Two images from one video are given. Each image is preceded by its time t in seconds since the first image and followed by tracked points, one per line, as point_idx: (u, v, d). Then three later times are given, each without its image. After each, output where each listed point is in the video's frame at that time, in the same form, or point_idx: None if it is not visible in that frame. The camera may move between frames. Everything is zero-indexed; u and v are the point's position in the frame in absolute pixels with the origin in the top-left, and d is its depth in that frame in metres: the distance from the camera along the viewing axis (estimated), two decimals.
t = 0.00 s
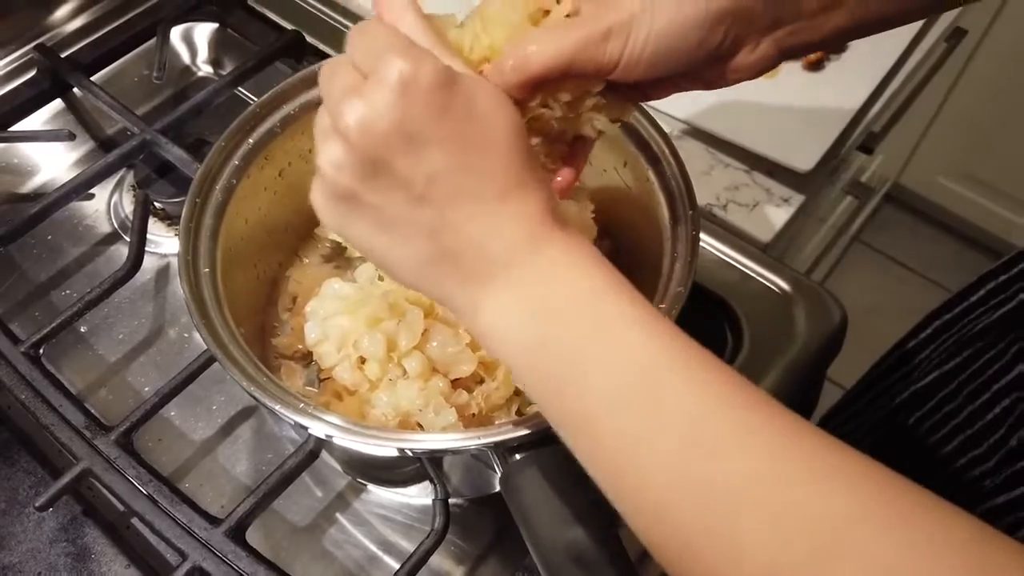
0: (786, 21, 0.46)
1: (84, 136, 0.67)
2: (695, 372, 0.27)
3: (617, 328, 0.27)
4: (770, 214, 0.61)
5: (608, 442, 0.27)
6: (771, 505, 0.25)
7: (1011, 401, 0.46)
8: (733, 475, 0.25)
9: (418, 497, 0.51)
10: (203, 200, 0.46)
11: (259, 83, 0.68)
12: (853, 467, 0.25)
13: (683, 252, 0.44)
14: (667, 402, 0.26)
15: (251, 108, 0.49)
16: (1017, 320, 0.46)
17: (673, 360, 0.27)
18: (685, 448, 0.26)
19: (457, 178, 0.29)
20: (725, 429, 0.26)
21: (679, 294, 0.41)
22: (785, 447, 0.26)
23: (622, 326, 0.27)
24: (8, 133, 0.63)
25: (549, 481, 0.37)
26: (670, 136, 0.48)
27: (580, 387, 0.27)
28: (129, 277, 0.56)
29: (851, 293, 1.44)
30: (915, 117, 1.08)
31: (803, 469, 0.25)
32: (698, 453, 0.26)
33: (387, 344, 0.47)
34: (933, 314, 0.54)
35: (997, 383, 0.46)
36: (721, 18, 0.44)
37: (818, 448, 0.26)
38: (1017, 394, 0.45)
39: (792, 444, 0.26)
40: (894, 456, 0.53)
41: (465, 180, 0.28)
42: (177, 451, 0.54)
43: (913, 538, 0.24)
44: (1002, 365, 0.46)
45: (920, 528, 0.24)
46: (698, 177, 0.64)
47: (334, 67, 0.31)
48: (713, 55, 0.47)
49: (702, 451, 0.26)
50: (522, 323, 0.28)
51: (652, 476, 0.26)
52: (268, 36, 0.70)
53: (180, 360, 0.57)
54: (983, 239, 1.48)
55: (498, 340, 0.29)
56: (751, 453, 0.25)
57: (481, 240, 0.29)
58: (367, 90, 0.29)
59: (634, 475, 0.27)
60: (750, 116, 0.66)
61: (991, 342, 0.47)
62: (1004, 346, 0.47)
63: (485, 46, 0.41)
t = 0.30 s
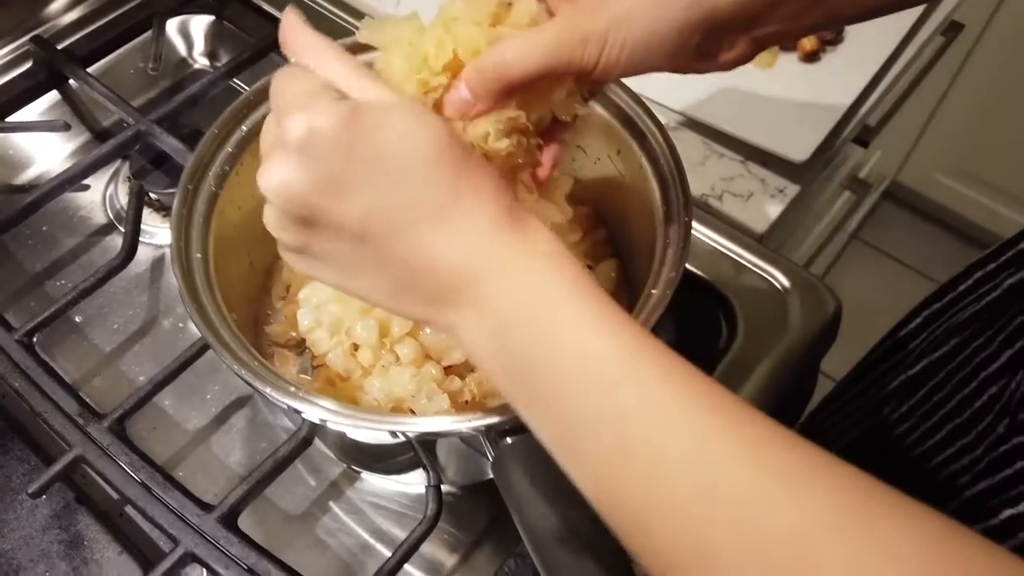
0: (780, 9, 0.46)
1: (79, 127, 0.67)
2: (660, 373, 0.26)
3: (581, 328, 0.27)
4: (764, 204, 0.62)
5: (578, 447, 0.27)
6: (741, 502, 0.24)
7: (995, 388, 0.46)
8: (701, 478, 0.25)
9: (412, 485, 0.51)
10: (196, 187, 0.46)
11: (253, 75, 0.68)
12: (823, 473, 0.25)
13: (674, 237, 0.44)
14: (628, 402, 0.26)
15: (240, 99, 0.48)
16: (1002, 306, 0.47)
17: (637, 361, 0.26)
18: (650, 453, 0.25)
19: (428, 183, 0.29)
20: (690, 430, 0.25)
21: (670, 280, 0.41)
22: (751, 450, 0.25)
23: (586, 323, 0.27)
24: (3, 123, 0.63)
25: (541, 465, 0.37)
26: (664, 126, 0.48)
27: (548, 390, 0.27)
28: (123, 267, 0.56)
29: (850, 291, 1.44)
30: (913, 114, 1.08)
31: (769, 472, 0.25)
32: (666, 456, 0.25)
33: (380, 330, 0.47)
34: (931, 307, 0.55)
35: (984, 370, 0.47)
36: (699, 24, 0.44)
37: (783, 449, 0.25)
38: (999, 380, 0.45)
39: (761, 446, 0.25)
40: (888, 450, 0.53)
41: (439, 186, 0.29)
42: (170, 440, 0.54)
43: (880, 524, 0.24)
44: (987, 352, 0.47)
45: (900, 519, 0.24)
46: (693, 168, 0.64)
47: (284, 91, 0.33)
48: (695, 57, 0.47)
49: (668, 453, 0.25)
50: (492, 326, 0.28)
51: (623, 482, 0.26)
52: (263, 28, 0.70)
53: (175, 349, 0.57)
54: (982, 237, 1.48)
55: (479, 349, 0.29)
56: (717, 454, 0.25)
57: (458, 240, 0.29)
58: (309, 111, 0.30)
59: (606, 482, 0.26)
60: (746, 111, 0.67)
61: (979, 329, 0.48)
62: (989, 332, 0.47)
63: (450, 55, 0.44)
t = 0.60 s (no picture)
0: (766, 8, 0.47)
1: (78, 125, 0.68)
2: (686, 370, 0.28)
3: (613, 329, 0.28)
4: (756, 202, 0.62)
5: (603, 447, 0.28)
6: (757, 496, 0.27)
7: (978, 380, 0.49)
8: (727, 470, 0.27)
9: (406, 478, 0.52)
10: (192, 182, 0.47)
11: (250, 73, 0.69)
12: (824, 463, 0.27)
13: (663, 232, 0.45)
14: (655, 397, 0.27)
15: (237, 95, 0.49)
16: (987, 301, 0.51)
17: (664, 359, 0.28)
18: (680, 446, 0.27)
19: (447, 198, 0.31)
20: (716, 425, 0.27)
21: (658, 273, 0.42)
22: (779, 444, 0.27)
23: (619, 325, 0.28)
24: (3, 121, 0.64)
25: (533, 456, 0.38)
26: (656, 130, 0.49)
27: (588, 392, 0.28)
28: (121, 263, 0.56)
29: (847, 289, 1.44)
30: (909, 113, 1.08)
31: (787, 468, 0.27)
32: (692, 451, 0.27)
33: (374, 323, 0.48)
34: (919, 305, 0.59)
35: (967, 362, 0.51)
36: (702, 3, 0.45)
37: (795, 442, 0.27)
38: (981, 373, 0.49)
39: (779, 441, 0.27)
40: (878, 440, 0.57)
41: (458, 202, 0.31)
42: (168, 435, 0.54)
43: (877, 507, 0.26)
44: (971, 345, 0.51)
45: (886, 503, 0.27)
46: (685, 165, 0.65)
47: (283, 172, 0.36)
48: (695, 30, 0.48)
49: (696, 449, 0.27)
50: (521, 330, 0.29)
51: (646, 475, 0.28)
52: (260, 28, 0.70)
53: (172, 344, 0.58)
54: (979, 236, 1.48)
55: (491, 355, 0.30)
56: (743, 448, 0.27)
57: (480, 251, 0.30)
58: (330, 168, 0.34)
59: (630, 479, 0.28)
60: (738, 110, 0.68)
61: (965, 323, 0.52)
62: (974, 326, 0.51)
63: None
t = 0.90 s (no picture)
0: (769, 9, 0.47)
1: (83, 125, 0.68)
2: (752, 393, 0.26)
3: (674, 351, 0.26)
4: (759, 201, 0.62)
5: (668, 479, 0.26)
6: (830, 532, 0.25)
7: (987, 374, 0.50)
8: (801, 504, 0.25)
9: (411, 476, 0.52)
10: (199, 181, 0.47)
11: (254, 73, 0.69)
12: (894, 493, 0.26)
13: (668, 232, 0.45)
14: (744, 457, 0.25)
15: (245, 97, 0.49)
16: (993, 296, 0.52)
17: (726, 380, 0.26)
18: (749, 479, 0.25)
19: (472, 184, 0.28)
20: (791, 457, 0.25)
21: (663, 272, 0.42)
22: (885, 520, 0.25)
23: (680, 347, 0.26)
24: (8, 120, 0.64)
25: (538, 452, 0.38)
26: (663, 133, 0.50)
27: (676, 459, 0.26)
28: (127, 262, 0.56)
29: (848, 289, 1.45)
30: (911, 114, 1.09)
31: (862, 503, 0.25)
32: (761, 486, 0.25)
33: (380, 323, 0.49)
34: (925, 302, 0.60)
35: (977, 355, 0.51)
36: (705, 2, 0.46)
37: (868, 472, 0.26)
38: (990, 367, 0.50)
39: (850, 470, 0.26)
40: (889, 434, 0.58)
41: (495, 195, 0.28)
42: (174, 433, 0.54)
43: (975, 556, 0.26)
44: (980, 340, 0.51)
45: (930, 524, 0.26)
46: (689, 165, 0.65)
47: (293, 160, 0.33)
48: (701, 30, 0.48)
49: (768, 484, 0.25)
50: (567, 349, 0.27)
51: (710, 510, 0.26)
52: (265, 28, 0.70)
53: (177, 343, 0.58)
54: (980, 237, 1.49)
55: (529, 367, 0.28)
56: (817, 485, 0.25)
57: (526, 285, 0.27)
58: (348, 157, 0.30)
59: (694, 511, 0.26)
60: (742, 111, 0.68)
61: (973, 318, 0.53)
62: (982, 321, 0.52)
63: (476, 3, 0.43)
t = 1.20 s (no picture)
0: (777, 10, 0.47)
1: (88, 123, 0.68)
2: (766, 393, 0.29)
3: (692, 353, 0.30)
4: (765, 200, 0.62)
5: (677, 466, 0.30)
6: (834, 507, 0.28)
7: (996, 370, 0.51)
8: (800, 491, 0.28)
9: (417, 475, 0.52)
10: (207, 180, 0.47)
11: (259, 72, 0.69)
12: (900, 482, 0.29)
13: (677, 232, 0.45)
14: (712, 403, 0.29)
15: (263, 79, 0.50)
16: (1000, 293, 0.53)
17: (741, 380, 0.29)
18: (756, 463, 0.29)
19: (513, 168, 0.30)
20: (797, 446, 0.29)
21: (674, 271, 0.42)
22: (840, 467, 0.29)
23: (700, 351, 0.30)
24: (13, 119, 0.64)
25: (547, 449, 0.38)
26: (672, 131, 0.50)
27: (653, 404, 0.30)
28: (133, 261, 0.56)
29: (851, 289, 1.45)
30: (914, 114, 1.09)
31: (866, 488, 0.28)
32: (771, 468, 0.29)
33: (388, 321, 0.49)
34: (928, 302, 0.60)
35: (985, 352, 0.52)
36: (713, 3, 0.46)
37: (833, 432, 0.29)
38: (1000, 362, 0.51)
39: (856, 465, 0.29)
40: (888, 426, 0.58)
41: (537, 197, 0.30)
42: (181, 430, 0.54)
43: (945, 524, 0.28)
44: (989, 337, 0.52)
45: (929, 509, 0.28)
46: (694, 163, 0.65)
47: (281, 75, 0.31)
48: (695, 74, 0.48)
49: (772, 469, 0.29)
50: (584, 342, 0.30)
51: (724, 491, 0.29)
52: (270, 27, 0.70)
53: (183, 342, 0.58)
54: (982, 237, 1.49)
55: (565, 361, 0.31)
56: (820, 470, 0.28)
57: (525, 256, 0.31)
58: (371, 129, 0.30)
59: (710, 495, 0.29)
60: (749, 111, 0.68)
61: (981, 315, 0.53)
62: (990, 318, 0.53)
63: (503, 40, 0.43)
